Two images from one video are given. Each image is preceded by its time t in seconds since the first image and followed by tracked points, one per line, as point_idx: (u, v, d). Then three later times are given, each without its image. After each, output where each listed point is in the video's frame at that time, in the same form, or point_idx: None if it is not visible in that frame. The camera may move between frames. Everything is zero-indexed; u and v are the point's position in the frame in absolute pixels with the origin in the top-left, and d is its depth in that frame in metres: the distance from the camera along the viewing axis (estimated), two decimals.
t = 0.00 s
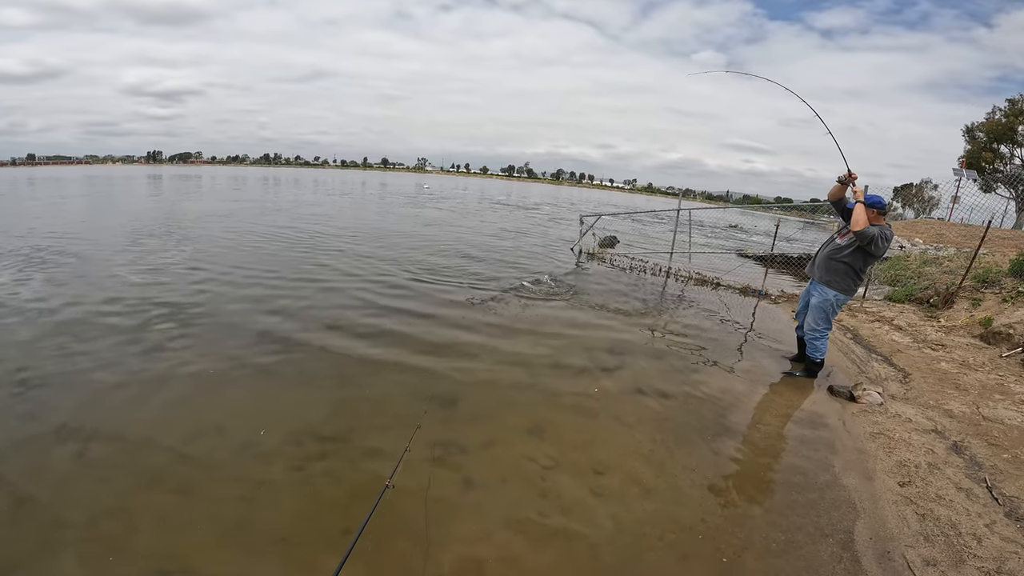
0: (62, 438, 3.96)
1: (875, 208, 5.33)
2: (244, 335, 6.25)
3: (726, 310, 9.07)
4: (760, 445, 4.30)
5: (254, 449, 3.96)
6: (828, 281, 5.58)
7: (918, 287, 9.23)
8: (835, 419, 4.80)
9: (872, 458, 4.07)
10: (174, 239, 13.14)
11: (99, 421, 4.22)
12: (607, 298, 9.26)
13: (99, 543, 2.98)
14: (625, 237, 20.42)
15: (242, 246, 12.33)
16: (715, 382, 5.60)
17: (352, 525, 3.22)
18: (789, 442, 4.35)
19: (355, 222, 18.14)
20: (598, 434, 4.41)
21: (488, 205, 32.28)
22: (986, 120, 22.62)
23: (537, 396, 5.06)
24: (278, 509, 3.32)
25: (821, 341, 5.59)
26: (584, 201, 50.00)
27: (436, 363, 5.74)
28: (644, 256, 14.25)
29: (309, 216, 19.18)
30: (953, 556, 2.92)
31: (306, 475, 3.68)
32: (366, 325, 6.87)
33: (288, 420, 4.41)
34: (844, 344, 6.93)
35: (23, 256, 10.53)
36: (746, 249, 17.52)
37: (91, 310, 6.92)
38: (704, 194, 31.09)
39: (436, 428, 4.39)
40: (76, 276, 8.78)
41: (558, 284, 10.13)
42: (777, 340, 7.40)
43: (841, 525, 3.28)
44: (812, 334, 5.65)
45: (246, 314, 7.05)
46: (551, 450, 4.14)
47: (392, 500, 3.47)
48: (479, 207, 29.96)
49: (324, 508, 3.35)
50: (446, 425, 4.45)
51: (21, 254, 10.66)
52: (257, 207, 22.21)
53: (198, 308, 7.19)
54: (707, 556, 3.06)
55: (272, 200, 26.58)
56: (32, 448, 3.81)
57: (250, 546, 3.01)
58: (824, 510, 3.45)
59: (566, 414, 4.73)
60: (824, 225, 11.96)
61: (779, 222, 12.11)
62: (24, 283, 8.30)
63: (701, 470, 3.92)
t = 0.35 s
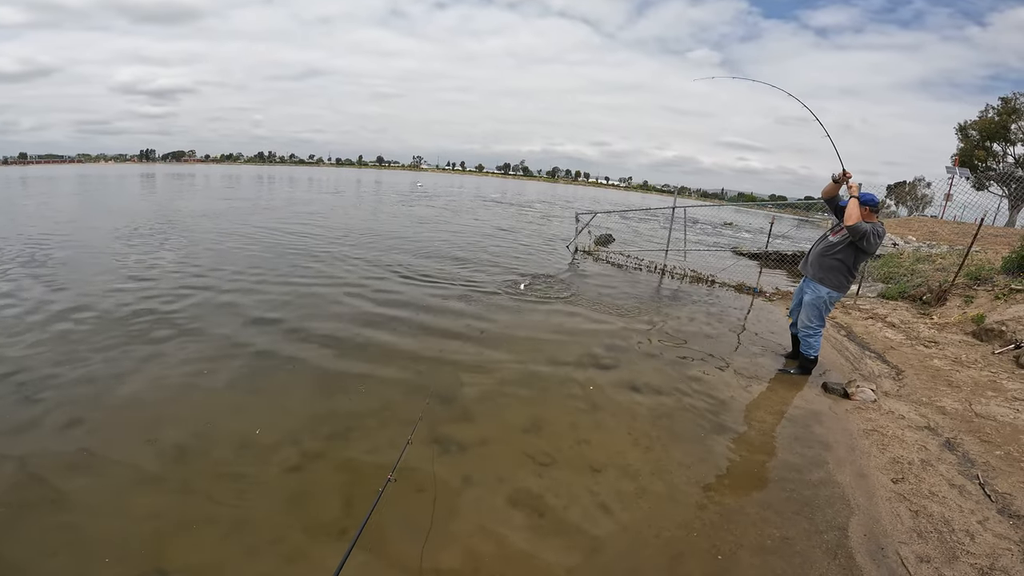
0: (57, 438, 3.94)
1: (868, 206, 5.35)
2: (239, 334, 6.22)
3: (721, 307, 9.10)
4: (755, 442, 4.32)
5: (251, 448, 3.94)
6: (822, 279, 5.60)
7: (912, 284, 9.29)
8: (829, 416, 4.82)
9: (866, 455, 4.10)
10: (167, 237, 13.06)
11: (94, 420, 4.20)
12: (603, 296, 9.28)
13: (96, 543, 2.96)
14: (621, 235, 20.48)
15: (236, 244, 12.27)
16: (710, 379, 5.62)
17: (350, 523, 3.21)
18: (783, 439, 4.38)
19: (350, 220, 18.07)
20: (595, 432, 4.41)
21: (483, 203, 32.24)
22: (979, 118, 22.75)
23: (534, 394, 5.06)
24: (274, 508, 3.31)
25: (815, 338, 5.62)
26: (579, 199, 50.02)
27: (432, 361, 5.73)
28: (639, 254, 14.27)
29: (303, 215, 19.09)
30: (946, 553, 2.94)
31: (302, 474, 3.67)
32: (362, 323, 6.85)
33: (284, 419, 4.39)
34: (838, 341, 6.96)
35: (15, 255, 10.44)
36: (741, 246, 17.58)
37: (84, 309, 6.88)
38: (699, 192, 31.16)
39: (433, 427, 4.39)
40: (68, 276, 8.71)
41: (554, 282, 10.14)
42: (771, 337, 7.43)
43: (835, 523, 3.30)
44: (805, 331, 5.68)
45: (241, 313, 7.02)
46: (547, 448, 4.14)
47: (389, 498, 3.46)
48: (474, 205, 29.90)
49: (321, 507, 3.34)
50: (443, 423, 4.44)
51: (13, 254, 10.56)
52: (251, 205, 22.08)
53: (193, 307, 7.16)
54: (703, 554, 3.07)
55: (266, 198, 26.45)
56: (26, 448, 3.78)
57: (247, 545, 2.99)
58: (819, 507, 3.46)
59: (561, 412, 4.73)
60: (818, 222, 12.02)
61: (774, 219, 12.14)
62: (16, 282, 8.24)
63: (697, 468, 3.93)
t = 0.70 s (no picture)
0: (57, 438, 3.93)
1: (868, 205, 5.35)
2: (238, 333, 6.21)
3: (720, 306, 9.10)
4: (754, 441, 4.33)
5: (250, 447, 3.94)
6: (822, 278, 5.61)
7: (910, 283, 9.30)
8: (828, 415, 4.83)
9: (865, 454, 4.10)
10: (166, 237, 13.03)
11: (94, 420, 4.20)
12: (602, 295, 9.29)
13: (96, 542, 2.97)
14: (619, 234, 20.47)
15: (235, 244, 12.25)
16: (709, 378, 5.62)
17: (350, 522, 3.22)
18: (782, 438, 4.39)
19: (349, 219, 18.06)
20: (594, 431, 4.41)
21: (482, 202, 32.22)
22: (978, 117, 22.77)
23: (533, 393, 5.06)
24: (274, 506, 3.31)
25: (814, 337, 5.62)
26: (578, 199, 50.00)
27: (431, 361, 5.72)
28: (638, 253, 14.27)
29: (301, 214, 19.08)
30: (946, 552, 2.94)
31: (302, 474, 3.66)
32: (361, 323, 6.85)
33: (284, 418, 4.38)
34: (837, 341, 6.97)
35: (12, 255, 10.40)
36: (740, 246, 17.59)
37: (83, 309, 6.87)
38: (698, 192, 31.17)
39: (432, 426, 4.39)
40: (67, 276, 8.69)
41: (553, 282, 10.14)
42: (771, 336, 7.43)
43: (834, 522, 3.30)
44: (805, 330, 5.68)
45: (240, 312, 7.02)
46: (547, 447, 4.14)
47: (389, 498, 3.46)
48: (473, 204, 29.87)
49: (321, 507, 3.33)
50: (442, 423, 4.44)
51: (11, 253, 10.54)
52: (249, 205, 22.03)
53: (191, 306, 7.15)
54: (703, 553, 3.07)
55: (265, 197, 26.41)
56: (26, 448, 3.78)
57: (247, 544, 3.00)
58: (819, 507, 3.47)
59: (561, 412, 4.73)
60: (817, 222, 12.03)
61: (773, 218, 12.15)
62: (14, 282, 8.22)
63: (696, 467, 3.94)
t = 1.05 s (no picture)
0: (54, 439, 3.91)
1: (865, 204, 5.36)
2: (235, 334, 6.18)
3: (718, 306, 9.11)
4: (753, 441, 4.33)
5: (249, 448, 3.93)
6: (823, 277, 5.62)
7: (907, 282, 9.32)
8: (827, 414, 4.83)
9: (863, 454, 4.11)
10: (162, 237, 12.97)
11: (91, 421, 4.17)
12: (600, 295, 9.29)
13: (95, 543, 2.95)
14: (617, 234, 20.46)
15: (231, 244, 12.20)
16: (708, 378, 5.62)
17: (350, 522, 3.21)
18: (781, 437, 4.39)
19: (346, 219, 18.01)
20: (593, 431, 4.41)
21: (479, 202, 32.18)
22: (974, 116, 22.84)
23: (531, 393, 5.05)
24: (273, 507, 3.30)
25: (814, 336, 5.62)
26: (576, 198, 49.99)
27: (429, 361, 5.71)
28: (636, 253, 14.27)
29: (298, 214, 19.02)
30: (944, 551, 2.95)
31: (300, 474, 3.65)
32: (359, 323, 6.83)
33: (282, 419, 4.37)
34: (835, 340, 6.98)
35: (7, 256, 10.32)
36: (737, 245, 17.60)
37: (79, 310, 6.82)
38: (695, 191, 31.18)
39: (431, 426, 4.38)
40: (62, 276, 8.63)
41: (551, 281, 10.13)
42: (769, 336, 7.43)
43: (833, 522, 3.30)
44: (805, 329, 5.67)
45: (237, 312, 6.99)
46: (546, 447, 4.14)
47: (387, 498, 3.45)
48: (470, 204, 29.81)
49: (320, 507, 3.32)
50: (441, 423, 4.43)
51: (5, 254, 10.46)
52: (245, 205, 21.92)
53: (188, 307, 7.12)
54: (702, 552, 3.07)
55: (261, 197, 26.31)
56: (23, 449, 3.75)
57: (246, 545, 2.99)
58: (817, 506, 3.47)
59: (559, 411, 4.72)
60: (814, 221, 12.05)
61: (770, 217, 12.16)
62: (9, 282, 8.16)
63: (695, 466, 3.94)
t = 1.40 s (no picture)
0: (53, 439, 3.90)
1: (861, 205, 5.37)
2: (234, 334, 6.18)
3: (716, 305, 9.13)
4: (751, 440, 4.34)
5: (248, 448, 3.92)
6: (819, 276, 5.63)
7: (904, 282, 9.35)
8: (824, 413, 4.85)
9: (860, 452, 4.12)
10: (160, 237, 12.95)
11: (90, 421, 4.16)
12: (598, 295, 9.30)
13: (95, 542, 2.95)
14: (615, 233, 20.49)
15: (229, 244, 12.18)
16: (706, 377, 5.64)
17: (349, 522, 3.21)
18: (779, 437, 4.40)
19: (344, 219, 17.99)
20: (591, 431, 4.40)
21: (477, 202, 32.19)
22: (971, 116, 22.92)
23: (530, 393, 5.05)
24: (272, 507, 3.30)
25: (811, 334, 5.61)
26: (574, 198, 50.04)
27: (427, 360, 5.71)
28: (634, 252, 14.29)
29: (296, 214, 19.00)
30: (942, 550, 2.96)
31: (298, 474, 3.64)
32: (358, 322, 6.83)
33: (281, 419, 4.36)
34: (832, 339, 7.00)
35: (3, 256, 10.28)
36: (735, 245, 17.65)
37: (77, 310, 6.81)
38: (692, 191, 31.27)
39: (430, 426, 4.37)
40: (59, 276, 8.61)
41: (549, 281, 10.14)
42: (766, 335, 7.44)
43: (830, 521, 3.31)
44: (802, 328, 5.66)
45: (236, 312, 6.98)
46: (545, 447, 4.13)
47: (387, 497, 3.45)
48: (468, 204, 29.82)
49: (319, 507, 3.32)
50: (439, 422, 4.42)
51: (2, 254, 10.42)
52: (243, 205, 21.89)
53: (186, 307, 7.11)
54: (701, 551, 3.08)
55: (259, 197, 26.26)
56: (21, 450, 3.74)
57: (246, 544, 2.99)
58: (815, 506, 3.48)
59: (558, 411, 4.72)
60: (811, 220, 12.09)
61: (768, 217, 12.19)
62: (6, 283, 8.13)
63: (693, 466, 3.94)
